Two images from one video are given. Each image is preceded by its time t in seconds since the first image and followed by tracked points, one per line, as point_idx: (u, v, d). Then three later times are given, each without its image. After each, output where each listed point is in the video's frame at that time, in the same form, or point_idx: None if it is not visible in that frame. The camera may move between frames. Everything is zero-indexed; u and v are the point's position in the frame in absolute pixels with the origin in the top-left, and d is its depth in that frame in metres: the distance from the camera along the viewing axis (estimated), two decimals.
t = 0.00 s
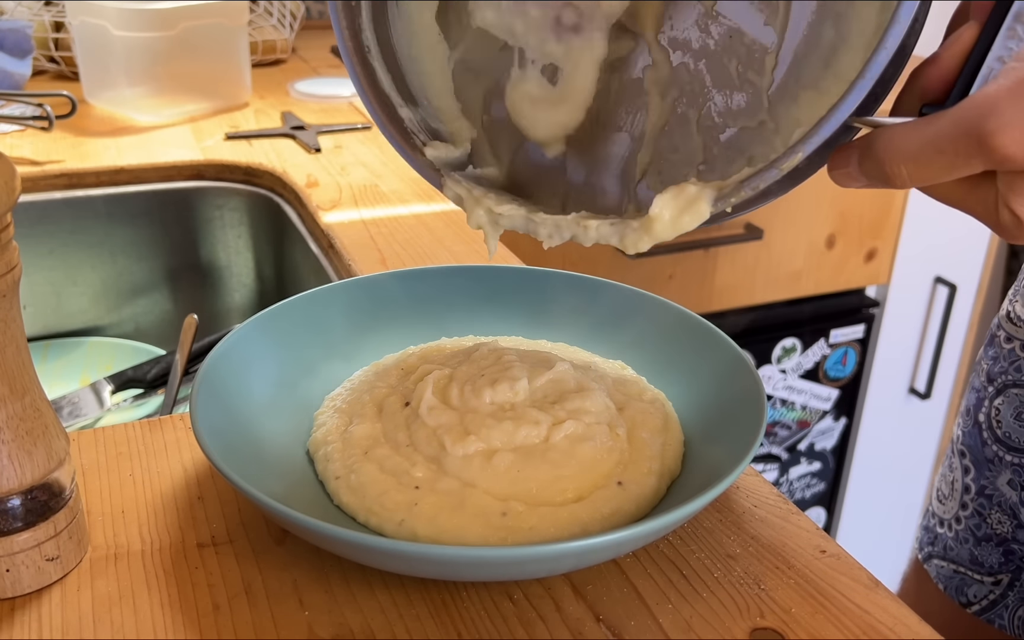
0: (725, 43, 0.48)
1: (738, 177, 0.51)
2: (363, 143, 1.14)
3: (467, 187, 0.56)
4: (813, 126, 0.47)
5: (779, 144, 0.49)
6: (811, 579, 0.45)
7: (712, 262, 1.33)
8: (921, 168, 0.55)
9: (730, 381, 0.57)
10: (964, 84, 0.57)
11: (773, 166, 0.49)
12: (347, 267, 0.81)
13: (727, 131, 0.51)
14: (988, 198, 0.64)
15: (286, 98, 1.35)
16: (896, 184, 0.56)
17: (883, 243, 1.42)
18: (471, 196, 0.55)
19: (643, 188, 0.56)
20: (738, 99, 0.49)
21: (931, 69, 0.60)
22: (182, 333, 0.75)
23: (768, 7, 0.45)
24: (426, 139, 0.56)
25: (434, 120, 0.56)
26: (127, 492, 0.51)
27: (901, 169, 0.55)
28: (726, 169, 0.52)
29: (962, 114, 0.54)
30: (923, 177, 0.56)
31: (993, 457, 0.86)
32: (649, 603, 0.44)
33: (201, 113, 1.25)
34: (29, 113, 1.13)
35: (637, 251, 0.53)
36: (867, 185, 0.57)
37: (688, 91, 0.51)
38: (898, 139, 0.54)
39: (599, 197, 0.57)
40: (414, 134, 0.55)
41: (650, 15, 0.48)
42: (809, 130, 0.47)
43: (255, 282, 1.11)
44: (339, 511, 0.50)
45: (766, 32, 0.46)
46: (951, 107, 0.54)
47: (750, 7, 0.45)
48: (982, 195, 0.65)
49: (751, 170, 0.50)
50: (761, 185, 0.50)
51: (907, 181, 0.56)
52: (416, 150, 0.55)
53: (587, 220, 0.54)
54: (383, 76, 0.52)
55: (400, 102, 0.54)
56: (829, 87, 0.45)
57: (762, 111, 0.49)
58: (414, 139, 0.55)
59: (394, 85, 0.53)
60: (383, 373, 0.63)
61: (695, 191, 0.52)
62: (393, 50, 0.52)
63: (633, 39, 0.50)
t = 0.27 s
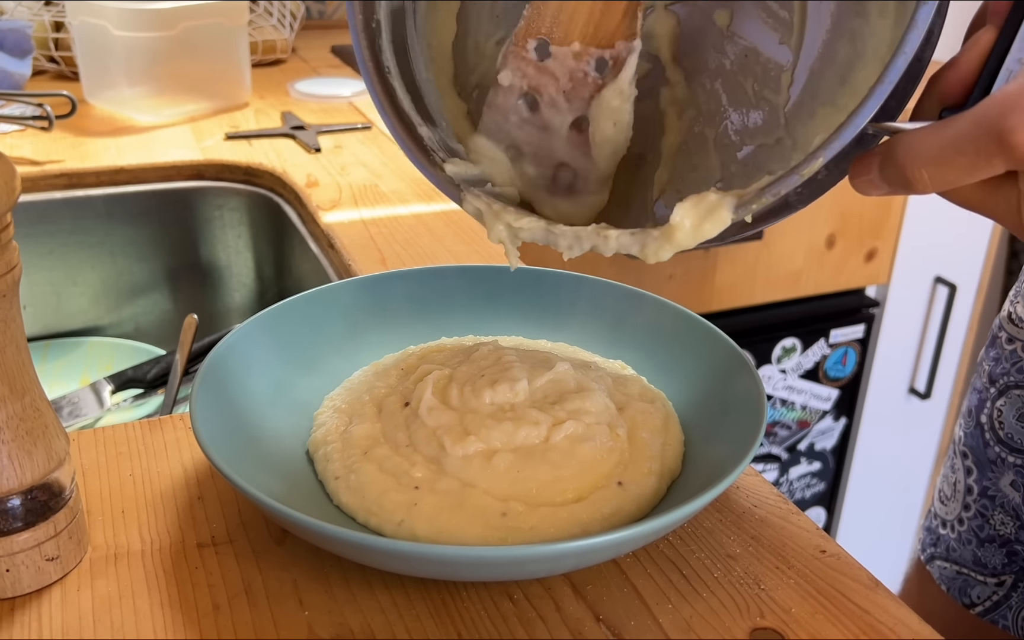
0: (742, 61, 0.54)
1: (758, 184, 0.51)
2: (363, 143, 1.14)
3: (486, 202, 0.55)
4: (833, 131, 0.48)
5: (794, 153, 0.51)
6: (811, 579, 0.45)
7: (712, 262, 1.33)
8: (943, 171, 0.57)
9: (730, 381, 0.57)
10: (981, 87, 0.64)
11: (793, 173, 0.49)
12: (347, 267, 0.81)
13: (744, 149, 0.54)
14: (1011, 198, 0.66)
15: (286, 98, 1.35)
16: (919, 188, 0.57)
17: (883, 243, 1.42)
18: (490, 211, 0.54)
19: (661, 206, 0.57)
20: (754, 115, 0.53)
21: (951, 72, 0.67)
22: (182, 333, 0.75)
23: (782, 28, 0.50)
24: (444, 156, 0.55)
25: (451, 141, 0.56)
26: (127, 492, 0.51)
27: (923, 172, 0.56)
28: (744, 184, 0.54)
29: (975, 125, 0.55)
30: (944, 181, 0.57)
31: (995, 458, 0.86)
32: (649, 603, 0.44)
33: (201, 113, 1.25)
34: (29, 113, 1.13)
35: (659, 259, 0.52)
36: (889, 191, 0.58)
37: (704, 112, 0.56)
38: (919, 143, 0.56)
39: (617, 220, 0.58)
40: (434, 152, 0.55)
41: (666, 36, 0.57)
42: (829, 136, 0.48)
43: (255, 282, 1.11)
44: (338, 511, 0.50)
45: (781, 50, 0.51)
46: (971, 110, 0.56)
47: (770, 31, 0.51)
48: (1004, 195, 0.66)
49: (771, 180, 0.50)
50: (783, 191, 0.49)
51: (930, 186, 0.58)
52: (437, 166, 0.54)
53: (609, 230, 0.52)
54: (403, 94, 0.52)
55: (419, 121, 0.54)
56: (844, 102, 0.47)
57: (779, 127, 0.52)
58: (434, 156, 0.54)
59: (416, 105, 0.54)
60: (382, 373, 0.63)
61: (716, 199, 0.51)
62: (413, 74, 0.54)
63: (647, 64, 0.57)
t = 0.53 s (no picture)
0: (745, 82, 0.51)
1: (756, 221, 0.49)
2: (363, 143, 1.14)
3: (481, 214, 0.55)
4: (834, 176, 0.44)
5: (795, 189, 0.49)
6: (811, 579, 0.45)
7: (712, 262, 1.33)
8: (936, 227, 0.56)
9: (730, 381, 0.57)
10: (985, 144, 0.56)
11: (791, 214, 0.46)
12: (347, 267, 0.81)
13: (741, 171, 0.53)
14: (1002, 259, 0.66)
15: (286, 98, 1.35)
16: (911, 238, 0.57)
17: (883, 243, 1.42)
18: (486, 225, 0.55)
19: (654, 221, 0.58)
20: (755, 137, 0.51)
21: (955, 127, 0.61)
22: (182, 333, 0.75)
23: (791, 51, 0.48)
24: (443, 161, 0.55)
25: (451, 142, 0.55)
26: (127, 492, 0.51)
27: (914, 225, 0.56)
28: (738, 207, 0.53)
29: (982, 171, 0.53)
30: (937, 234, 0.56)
31: (997, 453, 0.86)
32: (649, 603, 0.44)
33: (201, 113, 1.25)
34: (28, 113, 1.13)
35: (651, 288, 0.51)
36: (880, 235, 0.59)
37: (705, 128, 0.54)
38: (915, 195, 0.55)
39: (609, 229, 0.58)
40: (432, 157, 0.54)
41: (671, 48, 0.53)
42: (828, 181, 0.45)
43: (255, 282, 1.11)
44: (338, 511, 0.50)
45: (786, 74, 0.49)
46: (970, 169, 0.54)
47: (774, 50, 0.49)
48: (997, 255, 0.66)
49: (773, 216, 0.48)
50: (779, 232, 0.47)
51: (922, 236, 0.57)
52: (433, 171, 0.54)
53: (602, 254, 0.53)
54: (405, 97, 0.51)
55: (419, 124, 0.53)
56: (846, 134, 0.45)
57: (779, 153, 0.50)
58: (432, 161, 0.54)
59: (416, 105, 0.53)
60: (382, 373, 0.63)
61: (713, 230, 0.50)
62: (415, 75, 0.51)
63: (652, 71, 0.54)
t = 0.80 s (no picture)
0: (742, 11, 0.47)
1: (714, 179, 0.48)
2: (363, 143, 1.14)
3: (453, 97, 0.54)
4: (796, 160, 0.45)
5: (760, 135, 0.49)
6: (811, 579, 0.45)
7: (712, 262, 1.34)
8: (873, 237, 0.60)
9: (730, 381, 0.57)
10: (938, 173, 0.59)
11: (744, 185, 0.47)
12: (348, 267, 0.81)
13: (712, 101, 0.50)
14: (921, 276, 0.71)
15: (286, 98, 1.35)
16: (850, 241, 0.61)
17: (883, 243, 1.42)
18: (454, 113, 0.53)
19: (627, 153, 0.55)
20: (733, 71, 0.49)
21: (916, 146, 0.60)
22: (182, 333, 0.75)
23: None
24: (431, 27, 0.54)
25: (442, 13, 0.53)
26: (127, 492, 0.51)
27: (857, 231, 0.60)
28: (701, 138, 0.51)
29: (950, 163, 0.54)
30: (869, 244, 0.61)
31: (1009, 455, 0.85)
32: (649, 603, 0.44)
33: (201, 113, 1.25)
34: (28, 113, 1.13)
35: (598, 220, 0.50)
36: (826, 224, 0.63)
37: (691, 49, 0.50)
38: (864, 205, 0.59)
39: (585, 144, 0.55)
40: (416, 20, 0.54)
41: None
42: (789, 163, 0.45)
43: (255, 282, 1.11)
44: (338, 511, 0.50)
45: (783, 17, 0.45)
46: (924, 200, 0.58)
47: None
48: (918, 270, 0.71)
49: (730, 180, 0.47)
50: (731, 198, 0.47)
51: (859, 243, 0.61)
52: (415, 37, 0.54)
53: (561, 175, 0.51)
54: None
55: None
56: (822, 92, 0.45)
57: (753, 93, 0.48)
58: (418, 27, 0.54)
59: None
60: (383, 374, 0.63)
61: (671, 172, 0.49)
62: None
63: None
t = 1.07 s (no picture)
0: None
1: (649, 129, 0.49)
2: (363, 143, 1.14)
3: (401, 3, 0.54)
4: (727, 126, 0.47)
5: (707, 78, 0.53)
6: (811, 579, 0.45)
7: (712, 262, 1.34)
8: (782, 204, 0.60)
9: (730, 382, 0.57)
10: (853, 154, 0.57)
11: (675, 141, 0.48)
12: (347, 267, 0.81)
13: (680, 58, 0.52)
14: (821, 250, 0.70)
15: (286, 98, 1.35)
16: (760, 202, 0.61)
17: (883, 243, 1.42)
18: (403, 24, 0.54)
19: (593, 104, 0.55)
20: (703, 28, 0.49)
21: (837, 125, 0.57)
22: (182, 333, 0.75)
23: None
24: None
25: None
26: (127, 492, 0.51)
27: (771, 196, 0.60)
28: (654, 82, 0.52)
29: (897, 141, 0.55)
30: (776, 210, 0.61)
31: (1010, 450, 0.85)
32: (649, 603, 0.44)
33: (201, 112, 1.25)
34: (29, 113, 1.13)
35: (534, 150, 0.53)
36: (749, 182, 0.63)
37: None
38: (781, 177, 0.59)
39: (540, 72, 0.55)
40: None
41: None
42: (719, 125, 0.47)
43: (255, 282, 1.11)
44: (337, 511, 0.50)
45: None
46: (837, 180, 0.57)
47: None
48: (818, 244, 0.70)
49: (661, 131, 0.49)
50: (658, 150, 0.48)
51: (765, 204, 0.61)
52: None
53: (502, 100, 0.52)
54: None
55: None
56: (768, 45, 0.50)
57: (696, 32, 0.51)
58: None
59: None
60: (382, 374, 0.63)
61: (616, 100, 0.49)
62: None
63: None
